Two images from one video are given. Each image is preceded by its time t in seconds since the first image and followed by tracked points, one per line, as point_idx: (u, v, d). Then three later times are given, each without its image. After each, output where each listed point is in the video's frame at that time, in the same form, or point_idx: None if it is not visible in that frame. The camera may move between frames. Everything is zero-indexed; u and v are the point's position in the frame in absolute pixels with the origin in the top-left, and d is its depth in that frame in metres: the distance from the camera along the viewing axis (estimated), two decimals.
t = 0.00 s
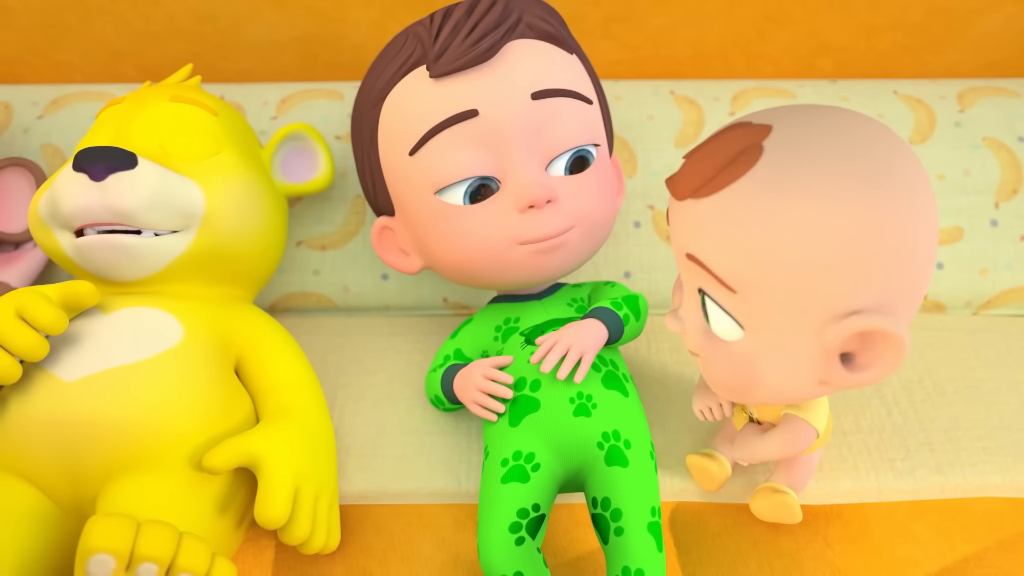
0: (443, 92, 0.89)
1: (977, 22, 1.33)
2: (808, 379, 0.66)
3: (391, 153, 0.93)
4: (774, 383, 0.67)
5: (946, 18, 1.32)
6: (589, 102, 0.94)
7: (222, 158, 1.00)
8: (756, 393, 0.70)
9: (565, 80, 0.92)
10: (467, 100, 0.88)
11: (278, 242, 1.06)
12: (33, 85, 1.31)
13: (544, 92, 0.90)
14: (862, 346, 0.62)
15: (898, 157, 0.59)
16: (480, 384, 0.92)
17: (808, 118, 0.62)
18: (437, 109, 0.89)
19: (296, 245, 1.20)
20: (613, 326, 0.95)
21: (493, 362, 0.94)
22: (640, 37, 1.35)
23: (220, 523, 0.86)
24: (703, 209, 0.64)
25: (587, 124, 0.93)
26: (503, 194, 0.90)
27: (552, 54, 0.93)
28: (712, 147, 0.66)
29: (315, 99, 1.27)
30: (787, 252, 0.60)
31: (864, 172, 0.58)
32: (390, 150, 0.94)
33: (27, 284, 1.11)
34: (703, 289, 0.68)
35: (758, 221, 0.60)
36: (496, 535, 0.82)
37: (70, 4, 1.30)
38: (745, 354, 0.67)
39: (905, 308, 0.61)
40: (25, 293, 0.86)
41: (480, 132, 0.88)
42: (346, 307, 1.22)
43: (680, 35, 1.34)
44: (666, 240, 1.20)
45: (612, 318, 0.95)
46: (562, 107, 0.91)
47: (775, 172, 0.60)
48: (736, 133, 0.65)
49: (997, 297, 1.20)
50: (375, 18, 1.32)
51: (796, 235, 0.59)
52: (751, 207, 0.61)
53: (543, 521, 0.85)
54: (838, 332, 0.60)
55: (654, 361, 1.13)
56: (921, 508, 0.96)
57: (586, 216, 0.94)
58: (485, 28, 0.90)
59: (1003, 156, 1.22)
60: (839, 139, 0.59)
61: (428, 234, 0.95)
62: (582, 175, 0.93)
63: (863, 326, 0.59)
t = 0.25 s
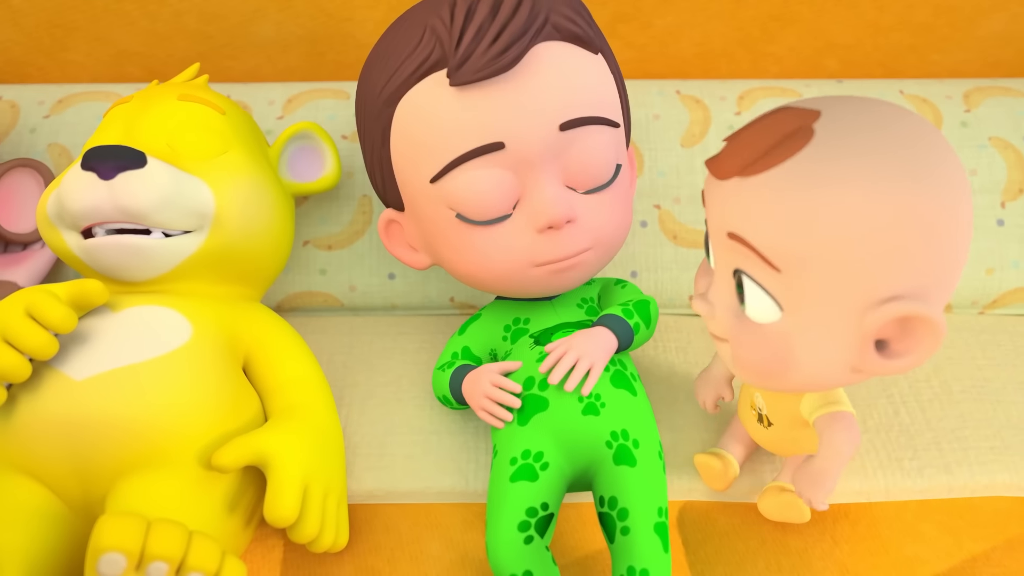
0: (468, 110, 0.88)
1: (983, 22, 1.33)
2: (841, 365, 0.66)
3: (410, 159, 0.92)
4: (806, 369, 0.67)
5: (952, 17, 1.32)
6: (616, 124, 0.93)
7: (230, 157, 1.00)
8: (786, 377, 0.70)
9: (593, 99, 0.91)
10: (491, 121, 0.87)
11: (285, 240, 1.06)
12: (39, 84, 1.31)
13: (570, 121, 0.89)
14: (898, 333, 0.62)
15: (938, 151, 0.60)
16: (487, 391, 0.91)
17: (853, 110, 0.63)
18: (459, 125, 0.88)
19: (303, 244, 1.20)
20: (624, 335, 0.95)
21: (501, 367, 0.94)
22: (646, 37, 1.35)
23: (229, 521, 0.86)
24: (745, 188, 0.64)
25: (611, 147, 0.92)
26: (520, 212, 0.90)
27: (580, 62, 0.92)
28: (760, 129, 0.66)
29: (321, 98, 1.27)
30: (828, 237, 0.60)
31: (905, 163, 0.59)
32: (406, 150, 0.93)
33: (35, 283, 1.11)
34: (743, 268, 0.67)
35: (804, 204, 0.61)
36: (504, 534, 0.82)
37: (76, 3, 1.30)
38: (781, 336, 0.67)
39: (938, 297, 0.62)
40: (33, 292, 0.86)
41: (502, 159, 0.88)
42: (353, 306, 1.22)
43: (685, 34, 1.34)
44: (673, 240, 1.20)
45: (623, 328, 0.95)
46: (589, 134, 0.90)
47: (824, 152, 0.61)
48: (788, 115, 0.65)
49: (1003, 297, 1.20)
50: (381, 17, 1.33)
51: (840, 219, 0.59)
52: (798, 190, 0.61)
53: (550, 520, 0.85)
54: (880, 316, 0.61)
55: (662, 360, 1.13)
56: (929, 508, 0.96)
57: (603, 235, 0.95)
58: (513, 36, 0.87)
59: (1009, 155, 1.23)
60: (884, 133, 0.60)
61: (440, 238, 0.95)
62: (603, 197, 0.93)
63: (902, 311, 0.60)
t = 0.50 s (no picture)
0: (463, 88, 0.89)
1: (988, 22, 1.33)
2: (835, 383, 0.59)
3: (410, 150, 0.93)
4: (799, 393, 0.61)
5: (957, 17, 1.32)
6: (611, 95, 0.94)
7: (237, 156, 1.00)
8: (780, 401, 0.63)
9: (587, 74, 0.92)
10: (486, 95, 0.88)
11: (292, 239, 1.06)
12: (45, 84, 1.32)
13: (564, 87, 0.90)
14: (888, 347, 0.56)
15: (906, 154, 0.53)
16: (492, 392, 0.92)
17: (813, 118, 0.56)
18: (454, 102, 0.89)
19: (309, 244, 1.20)
20: (625, 334, 0.94)
21: (506, 368, 0.94)
22: (651, 37, 1.35)
23: (237, 520, 0.86)
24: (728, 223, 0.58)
25: (608, 120, 0.93)
26: (522, 194, 0.90)
27: (574, 45, 0.93)
28: (724, 159, 0.60)
29: (327, 98, 1.27)
30: (805, 258, 0.54)
31: (875, 170, 0.53)
32: (407, 142, 0.93)
33: (43, 283, 1.11)
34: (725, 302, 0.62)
35: (775, 226, 0.55)
36: (512, 535, 0.82)
37: (82, 3, 1.31)
38: (770, 362, 0.61)
39: (926, 306, 0.56)
40: (42, 290, 0.86)
41: (498, 129, 0.88)
42: (358, 305, 1.22)
43: (690, 34, 1.35)
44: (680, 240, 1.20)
45: (626, 327, 0.95)
46: (582, 102, 0.90)
47: (793, 176, 0.54)
48: (750, 140, 0.58)
49: (1009, 296, 1.20)
50: (386, 17, 1.33)
51: (817, 237, 0.54)
52: (768, 217, 0.55)
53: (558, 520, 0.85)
54: (869, 331, 0.54)
55: (668, 359, 1.13)
56: (936, 507, 0.96)
57: (606, 215, 0.94)
58: (508, 19, 0.90)
59: (1014, 155, 1.23)
60: (850, 139, 0.54)
61: (445, 230, 0.95)
62: (602, 173, 0.93)
63: (890, 328, 0.54)
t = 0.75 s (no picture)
0: (467, 79, 0.89)
1: (993, 21, 1.33)
2: (856, 381, 0.59)
3: (412, 139, 0.94)
4: (821, 390, 0.60)
5: (961, 17, 1.33)
6: (614, 93, 0.94)
7: (243, 155, 1.00)
8: (799, 399, 0.62)
9: (590, 70, 0.92)
10: (490, 86, 0.88)
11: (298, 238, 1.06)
12: (50, 84, 1.32)
13: (566, 82, 0.90)
14: (913, 346, 0.56)
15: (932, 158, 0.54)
16: (499, 389, 0.92)
17: (848, 118, 0.56)
18: (458, 92, 0.89)
19: (314, 244, 1.20)
20: (626, 329, 0.95)
21: (512, 367, 0.94)
22: (655, 36, 1.35)
23: (243, 519, 0.86)
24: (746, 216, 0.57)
25: (610, 115, 0.93)
26: (524, 185, 0.90)
27: (577, 43, 0.94)
28: (759, 152, 0.58)
29: (332, 97, 1.27)
30: (837, 257, 0.54)
31: (910, 170, 0.53)
32: (413, 137, 0.94)
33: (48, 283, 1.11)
34: (749, 298, 0.61)
35: (802, 227, 0.55)
36: (517, 534, 0.82)
37: (86, 3, 1.31)
38: (795, 359, 0.60)
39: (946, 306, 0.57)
40: (48, 288, 0.86)
41: (501, 120, 0.88)
42: (363, 305, 1.22)
43: (693, 34, 1.35)
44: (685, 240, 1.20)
45: (628, 321, 0.95)
46: (585, 98, 0.91)
47: (833, 170, 0.54)
48: (785, 135, 0.58)
49: (1013, 296, 1.20)
50: (390, 16, 1.33)
51: (845, 238, 0.53)
52: (799, 215, 0.55)
53: (564, 520, 0.85)
54: (900, 331, 0.54)
55: (673, 359, 1.13)
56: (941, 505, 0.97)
57: (609, 209, 0.93)
58: (513, 16, 0.90)
59: (1019, 155, 1.23)
60: (874, 143, 0.53)
61: (448, 220, 0.94)
62: (606, 168, 0.93)
63: (921, 325, 0.54)
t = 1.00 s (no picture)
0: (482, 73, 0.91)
1: (996, 21, 1.33)
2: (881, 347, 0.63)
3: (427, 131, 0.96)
4: (845, 360, 0.63)
5: (964, 17, 1.33)
6: (630, 98, 0.94)
7: (247, 154, 1.00)
8: (821, 375, 0.65)
9: (603, 70, 0.93)
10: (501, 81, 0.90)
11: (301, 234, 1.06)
12: (53, 84, 1.32)
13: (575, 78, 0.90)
14: (928, 303, 0.60)
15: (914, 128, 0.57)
16: (484, 372, 0.93)
17: (836, 102, 0.59)
18: (466, 87, 0.92)
19: (317, 244, 1.20)
20: (625, 309, 0.95)
21: (506, 353, 0.94)
22: (658, 36, 1.35)
23: (247, 518, 0.86)
24: (743, 197, 0.60)
25: (623, 117, 0.93)
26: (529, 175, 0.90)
27: (596, 47, 0.94)
28: (751, 139, 0.61)
29: (335, 97, 1.28)
30: (848, 228, 0.56)
31: (901, 141, 0.56)
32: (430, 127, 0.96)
33: (52, 283, 1.11)
34: (756, 288, 0.64)
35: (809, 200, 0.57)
36: (519, 534, 0.82)
37: (89, 3, 1.31)
38: (817, 336, 0.62)
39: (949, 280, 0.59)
40: (53, 288, 0.86)
41: (507, 111, 0.89)
42: (367, 305, 1.22)
43: (696, 34, 1.35)
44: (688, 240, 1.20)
45: (626, 301, 0.95)
46: (596, 95, 0.91)
47: (828, 146, 0.56)
48: (772, 119, 0.61)
49: (1016, 296, 1.21)
50: (394, 16, 1.33)
51: (842, 219, 0.56)
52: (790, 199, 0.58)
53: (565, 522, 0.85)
54: (914, 292, 0.57)
55: (677, 359, 1.13)
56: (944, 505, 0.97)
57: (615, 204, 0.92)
58: (527, 18, 0.92)
59: (1022, 156, 1.23)
60: (865, 124, 0.56)
61: (454, 210, 0.95)
62: (614, 164, 0.92)
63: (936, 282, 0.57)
